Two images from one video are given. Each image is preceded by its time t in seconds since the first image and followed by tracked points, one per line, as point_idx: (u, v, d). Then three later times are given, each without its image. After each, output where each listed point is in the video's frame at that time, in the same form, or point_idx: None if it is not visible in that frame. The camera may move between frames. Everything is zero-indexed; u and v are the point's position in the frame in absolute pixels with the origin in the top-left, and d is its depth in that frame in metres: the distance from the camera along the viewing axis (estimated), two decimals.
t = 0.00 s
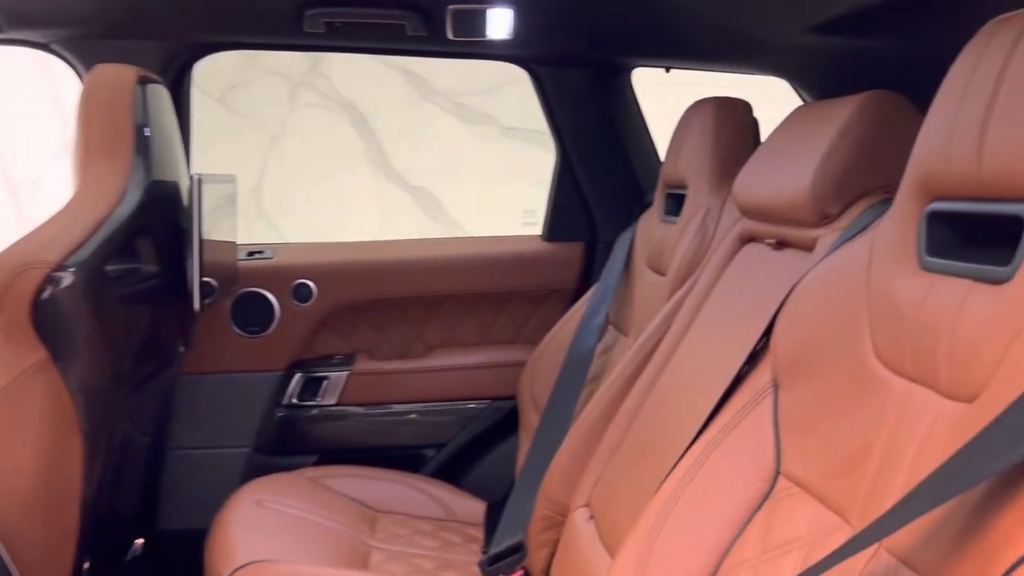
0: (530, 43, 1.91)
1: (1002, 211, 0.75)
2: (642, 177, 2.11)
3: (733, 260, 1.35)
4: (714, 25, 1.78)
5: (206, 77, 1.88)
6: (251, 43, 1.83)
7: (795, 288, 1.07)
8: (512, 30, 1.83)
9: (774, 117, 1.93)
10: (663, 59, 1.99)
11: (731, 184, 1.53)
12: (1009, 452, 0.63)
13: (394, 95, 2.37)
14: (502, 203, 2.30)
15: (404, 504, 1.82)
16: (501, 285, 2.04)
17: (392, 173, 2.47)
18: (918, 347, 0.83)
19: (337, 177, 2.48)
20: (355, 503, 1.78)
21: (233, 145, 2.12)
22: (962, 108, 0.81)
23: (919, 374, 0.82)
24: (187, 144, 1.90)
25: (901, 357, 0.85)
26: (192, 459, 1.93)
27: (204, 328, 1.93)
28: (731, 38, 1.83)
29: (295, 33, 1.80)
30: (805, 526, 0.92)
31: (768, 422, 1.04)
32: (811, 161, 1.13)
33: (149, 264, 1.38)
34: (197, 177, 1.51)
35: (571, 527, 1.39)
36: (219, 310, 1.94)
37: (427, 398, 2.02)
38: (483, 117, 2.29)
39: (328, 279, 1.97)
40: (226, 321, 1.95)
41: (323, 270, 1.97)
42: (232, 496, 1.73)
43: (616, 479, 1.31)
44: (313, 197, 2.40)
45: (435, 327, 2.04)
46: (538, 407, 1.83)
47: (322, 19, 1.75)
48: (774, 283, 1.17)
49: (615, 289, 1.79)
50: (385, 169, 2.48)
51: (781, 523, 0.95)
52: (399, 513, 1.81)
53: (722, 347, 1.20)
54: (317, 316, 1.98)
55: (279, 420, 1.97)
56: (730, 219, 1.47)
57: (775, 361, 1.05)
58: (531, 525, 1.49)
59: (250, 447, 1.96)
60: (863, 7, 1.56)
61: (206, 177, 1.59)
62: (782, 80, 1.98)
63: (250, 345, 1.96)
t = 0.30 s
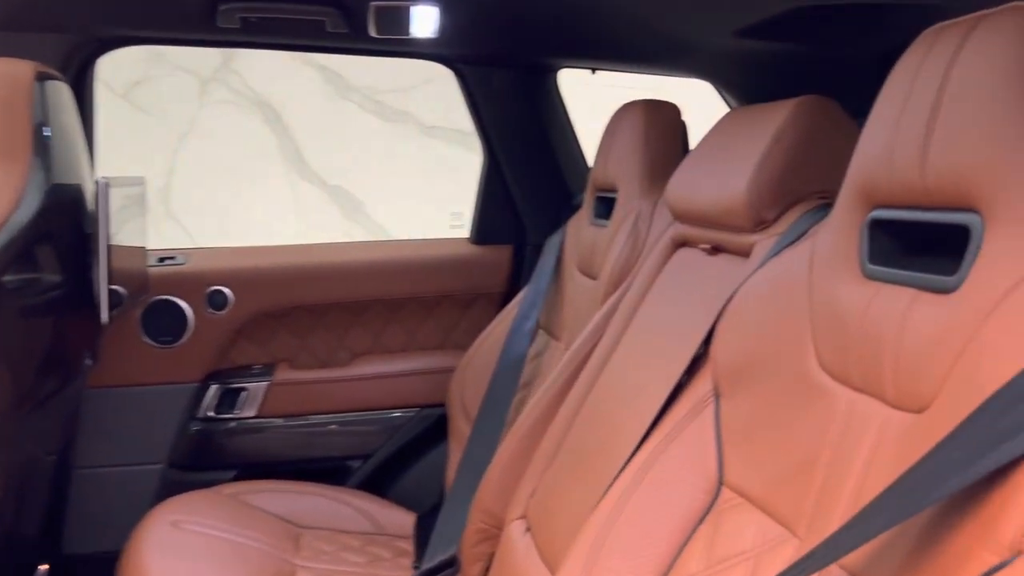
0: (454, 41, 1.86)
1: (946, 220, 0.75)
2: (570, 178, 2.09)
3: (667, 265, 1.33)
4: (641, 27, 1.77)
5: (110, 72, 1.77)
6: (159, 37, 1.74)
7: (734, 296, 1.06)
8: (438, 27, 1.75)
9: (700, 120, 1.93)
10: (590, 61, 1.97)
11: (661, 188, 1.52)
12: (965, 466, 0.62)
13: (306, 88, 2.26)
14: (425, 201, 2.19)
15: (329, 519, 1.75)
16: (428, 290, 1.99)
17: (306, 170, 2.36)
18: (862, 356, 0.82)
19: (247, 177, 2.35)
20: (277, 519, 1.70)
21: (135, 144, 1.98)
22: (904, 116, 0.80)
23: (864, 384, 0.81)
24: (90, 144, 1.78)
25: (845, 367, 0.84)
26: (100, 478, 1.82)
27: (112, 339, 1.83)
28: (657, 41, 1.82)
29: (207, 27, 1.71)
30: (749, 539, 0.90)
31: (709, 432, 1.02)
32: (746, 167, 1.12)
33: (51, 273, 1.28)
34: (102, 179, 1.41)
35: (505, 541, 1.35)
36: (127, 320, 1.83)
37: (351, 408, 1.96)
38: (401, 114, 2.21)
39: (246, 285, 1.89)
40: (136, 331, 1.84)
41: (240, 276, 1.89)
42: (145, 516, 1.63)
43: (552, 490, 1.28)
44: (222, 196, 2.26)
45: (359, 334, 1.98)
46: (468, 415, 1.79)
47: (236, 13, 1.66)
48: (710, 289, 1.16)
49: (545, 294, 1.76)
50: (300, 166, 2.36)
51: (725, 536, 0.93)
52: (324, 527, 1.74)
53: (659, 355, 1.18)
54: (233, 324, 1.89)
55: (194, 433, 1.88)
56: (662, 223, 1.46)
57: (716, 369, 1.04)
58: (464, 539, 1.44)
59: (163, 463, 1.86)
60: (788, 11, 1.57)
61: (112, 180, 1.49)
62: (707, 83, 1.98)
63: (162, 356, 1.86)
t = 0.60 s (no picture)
0: (382, 38, 1.81)
1: (894, 225, 0.74)
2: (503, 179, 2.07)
3: (606, 267, 1.31)
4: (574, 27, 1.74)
5: (13, 68, 1.66)
6: (68, 32, 1.64)
7: (677, 299, 1.05)
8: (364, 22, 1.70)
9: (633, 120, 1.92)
10: (521, 61, 1.95)
11: (598, 189, 1.50)
12: (923, 476, 0.61)
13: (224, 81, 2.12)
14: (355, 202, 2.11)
15: (259, 533, 1.68)
16: (358, 294, 1.94)
17: (228, 172, 2.18)
18: (810, 362, 0.81)
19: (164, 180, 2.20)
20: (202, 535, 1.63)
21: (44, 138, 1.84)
22: (849, 119, 0.79)
23: (813, 390, 0.80)
24: None
25: (792, 373, 0.83)
26: (9, 498, 1.71)
27: (21, 351, 1.72)
28: (591, 41, 1.80)
29: (119, 21, 1.62)
30: (699, 549, 0.88)
31: (654, 438, 1.00)
32: (685, 168, 1.10)
33: None
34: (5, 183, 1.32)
35: (445, 552, 1.31)
36: (37, 331, 1.73)
37: (279, 417, 1.89)
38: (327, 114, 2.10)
39: (165, 291, 1.80)
40: (46, 342, 1.74)
41: (160, 283, 1.80)
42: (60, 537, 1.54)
43: (493, 500, 1.25)
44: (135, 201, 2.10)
45: (287, 341, 1.91)
46: (403, 422, 1.74)
47: (151, 7, 1.58)
48: (652, 293, 1.14)
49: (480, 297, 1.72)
50: (221, 166, 2.18)
51: (675, 546, 0.92)
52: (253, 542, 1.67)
53: (601, 360, 1.16)
54: (152, 333, 1.80)
55: (111, 449, 1.78)
56: (600, 225, 1.45)
57: (660, 374, 1.02)
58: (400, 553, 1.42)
59: (78, 480, 1.76)
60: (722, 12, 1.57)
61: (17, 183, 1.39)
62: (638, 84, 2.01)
63: (76, 368, 1.76)
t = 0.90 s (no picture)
0: (311, 37, 1.76)
1: (837, 231, 0.74)
2: (440, 180, 2.05)
3: (546, 272, 1.30)
4: (509, 28, 1.72)
5: None
6: None
7: (620, 304, 1.03)
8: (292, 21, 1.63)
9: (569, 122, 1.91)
10: (455, 60, 1.91)
11: (536, 191, 1.48)
12: (870, 486, 0.60)
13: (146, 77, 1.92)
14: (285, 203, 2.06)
15: (190, 551, 1.61)
16: (290, 300, 1.89)
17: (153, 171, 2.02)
18: (753, 369, 0.80)
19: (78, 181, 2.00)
20: (129, 554, 1.56)
21: None
22: (790, 124, 0.79)
23: (756, 397, 0.79)
24: None
25: (736, 380, 0.82)
26: None
27: None
28: (526, 41, 1.78)
29: (30, 18, 1.54)
30: (645, 559, 0.87)
31: (598, 446, 0.99)
32: (626, 172, 1.10)
33: None
34: None
35: (384, 566, 1.28)
36: None
37: (209, 429, 1.82)
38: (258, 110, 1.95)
39: (86, 300, 1.72)
40: None
41: (80, 291, 1.72)
42: None
43: (434, 511, 1.23)
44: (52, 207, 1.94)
45: (216, 349, 1.85)
46: (338, 431, 1.70)
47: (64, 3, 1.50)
48: (593, 299, 1.13)
49: (418, 301, 1.69)
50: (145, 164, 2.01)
51: (620, 556, 0.90)
52: (184, 559, 1.60)
53: (544, 368, 1.14)
54: (73, 344, 1.72)
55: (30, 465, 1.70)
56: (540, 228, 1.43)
57: (603, 381, 1.00)
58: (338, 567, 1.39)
59: None
60: (657, 13, 1.56)
61: None
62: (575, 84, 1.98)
63: None
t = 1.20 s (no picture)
0: (251, 34, 1.71)
1: (791, 232, 0.74)
2: (388, 180, 2.04)
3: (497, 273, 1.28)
4: (456, 26, 1.70)
5: None
6: None
7: (573, 306, 1.02)
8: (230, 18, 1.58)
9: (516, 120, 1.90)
10: (400, 57, 1.88)
11: (486, 192, 1.47)
12: (830, 490, 0.60)
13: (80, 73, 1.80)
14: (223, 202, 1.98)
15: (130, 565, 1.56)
16: (233, 304, 1.85)
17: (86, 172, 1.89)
18: (709, 372, 0.80)
19: (8, 185, 1.86)
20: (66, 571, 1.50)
21: None
22: (743, 125, 0.79)
23: (712, 400, 0.79)
24: None
25: (691, 382, 0.82)
26: None
27: None
28: (473, 39, 1.76)
29: None
30: (603, 565, 0.86)
31: (554, 451, 0.98)
32: (577, 173, 1.09)
33: None
34: None
35: None
36: None
37: (151, 439, 1.77)
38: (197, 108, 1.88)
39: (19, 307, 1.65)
40: None
41: (12, 298, 1.64)
42: None
43: (387, 519, 1.20)
44: None
45: (156, 356, 1.80)
46: (286, 437, 1.67)
47: None
48: (547, 301, 1.12)
49: (367, 304, 1.67)
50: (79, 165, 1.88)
51: (577, 562, 0.89)
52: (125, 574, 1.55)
53: (498, 373, 1.13)
54: (6, 353, 1.65)
55: None
56: (490, 230, 1.41)
57: (557, 385, 0.99)
58: None
59: None
60: (604, 11, 1.56)
61: None
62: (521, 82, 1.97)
63: None
